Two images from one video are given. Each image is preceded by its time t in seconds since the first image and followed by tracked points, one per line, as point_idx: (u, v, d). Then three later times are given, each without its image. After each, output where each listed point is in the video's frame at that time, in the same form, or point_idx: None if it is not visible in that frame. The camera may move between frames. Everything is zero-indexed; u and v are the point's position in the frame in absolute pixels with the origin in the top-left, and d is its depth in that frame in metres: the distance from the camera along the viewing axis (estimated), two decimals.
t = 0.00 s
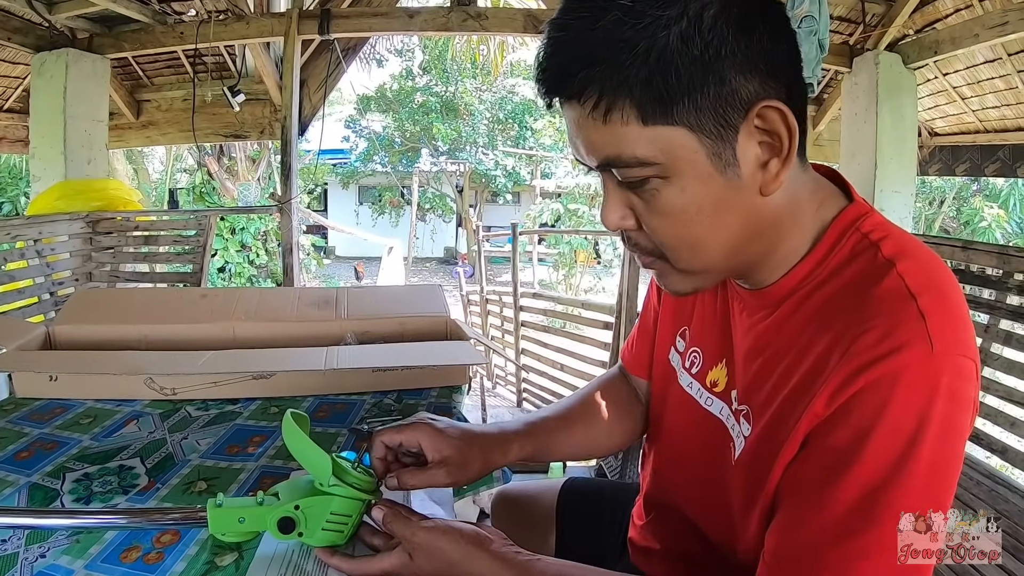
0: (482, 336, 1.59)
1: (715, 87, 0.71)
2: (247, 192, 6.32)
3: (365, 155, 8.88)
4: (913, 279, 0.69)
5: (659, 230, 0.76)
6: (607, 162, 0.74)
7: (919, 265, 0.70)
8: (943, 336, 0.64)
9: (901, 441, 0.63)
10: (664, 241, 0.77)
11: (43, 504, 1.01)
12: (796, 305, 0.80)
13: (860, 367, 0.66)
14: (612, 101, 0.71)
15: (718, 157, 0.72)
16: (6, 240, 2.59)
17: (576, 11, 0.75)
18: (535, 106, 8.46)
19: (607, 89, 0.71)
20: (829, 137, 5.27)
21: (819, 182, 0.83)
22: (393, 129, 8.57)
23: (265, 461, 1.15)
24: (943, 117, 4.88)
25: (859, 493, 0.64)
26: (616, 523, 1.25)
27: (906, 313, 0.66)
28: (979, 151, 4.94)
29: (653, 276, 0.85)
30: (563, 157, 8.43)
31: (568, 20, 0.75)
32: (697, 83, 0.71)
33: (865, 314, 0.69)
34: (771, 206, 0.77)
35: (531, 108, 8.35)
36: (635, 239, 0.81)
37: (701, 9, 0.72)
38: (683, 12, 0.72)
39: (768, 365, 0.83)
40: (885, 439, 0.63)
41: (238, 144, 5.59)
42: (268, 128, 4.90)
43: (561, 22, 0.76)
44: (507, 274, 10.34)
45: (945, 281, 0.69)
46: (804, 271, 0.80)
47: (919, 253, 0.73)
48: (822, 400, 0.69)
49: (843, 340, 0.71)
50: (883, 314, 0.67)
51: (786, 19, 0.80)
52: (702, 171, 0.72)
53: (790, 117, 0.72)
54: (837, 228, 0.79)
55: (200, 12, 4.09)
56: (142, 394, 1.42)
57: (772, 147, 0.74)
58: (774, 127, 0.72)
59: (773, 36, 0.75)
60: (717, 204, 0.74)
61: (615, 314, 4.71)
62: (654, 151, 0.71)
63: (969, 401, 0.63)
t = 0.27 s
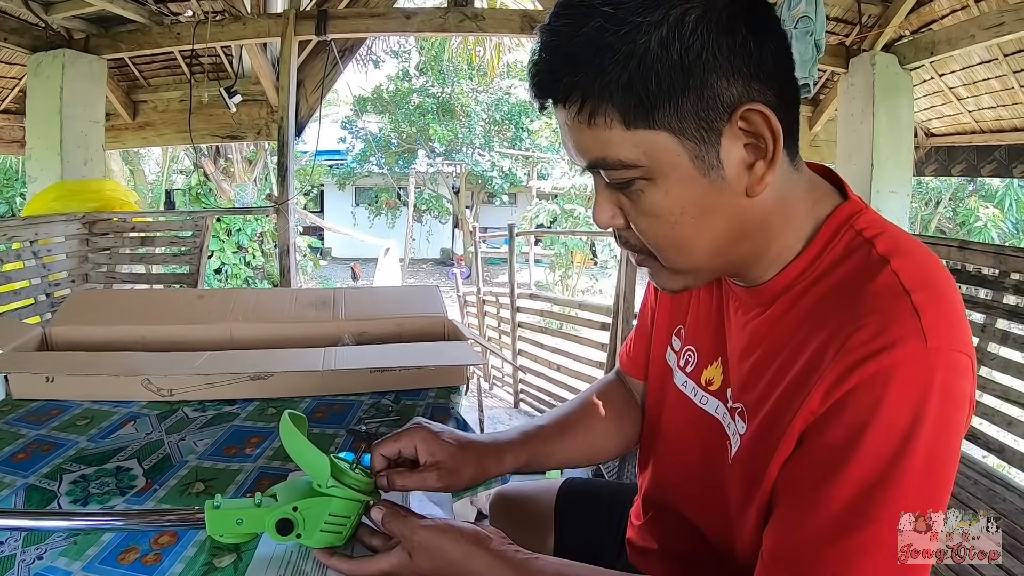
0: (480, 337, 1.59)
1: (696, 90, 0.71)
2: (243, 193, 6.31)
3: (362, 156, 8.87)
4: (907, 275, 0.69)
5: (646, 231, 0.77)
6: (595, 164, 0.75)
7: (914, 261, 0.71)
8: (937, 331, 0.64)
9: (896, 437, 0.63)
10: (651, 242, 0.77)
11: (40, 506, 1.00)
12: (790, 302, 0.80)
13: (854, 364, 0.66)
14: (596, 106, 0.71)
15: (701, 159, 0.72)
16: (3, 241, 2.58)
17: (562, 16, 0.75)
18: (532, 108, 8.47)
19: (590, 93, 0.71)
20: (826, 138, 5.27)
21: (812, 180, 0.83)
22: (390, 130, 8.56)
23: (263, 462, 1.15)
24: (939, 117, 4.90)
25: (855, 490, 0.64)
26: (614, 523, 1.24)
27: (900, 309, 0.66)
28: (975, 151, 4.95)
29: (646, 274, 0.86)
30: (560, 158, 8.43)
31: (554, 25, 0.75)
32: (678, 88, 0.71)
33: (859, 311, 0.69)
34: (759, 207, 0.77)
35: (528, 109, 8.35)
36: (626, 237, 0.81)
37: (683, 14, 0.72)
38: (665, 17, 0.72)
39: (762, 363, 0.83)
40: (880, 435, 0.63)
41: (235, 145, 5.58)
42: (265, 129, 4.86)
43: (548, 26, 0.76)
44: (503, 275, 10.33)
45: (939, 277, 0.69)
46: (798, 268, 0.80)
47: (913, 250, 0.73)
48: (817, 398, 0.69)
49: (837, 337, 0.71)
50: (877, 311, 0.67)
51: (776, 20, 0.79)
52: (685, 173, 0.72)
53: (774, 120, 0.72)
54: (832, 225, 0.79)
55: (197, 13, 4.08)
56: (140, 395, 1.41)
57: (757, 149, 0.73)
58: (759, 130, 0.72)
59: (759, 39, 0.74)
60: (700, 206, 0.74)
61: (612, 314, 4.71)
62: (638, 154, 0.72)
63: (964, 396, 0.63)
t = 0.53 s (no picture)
0: (477, 339, 1.58)
1: (689, 94, 0.71)
2: (240, 196, 6.30)
3: (359, 159, 8.87)
4: (900, 272, 0.69)
5: (641, 233, 0.76)
6: (589, 166, 0.75)
7: (906, 258, 0.71)
8: (931, 327, 0.64)
9: (892, 434, 0.63)
10: (645, 244, 0.77)
11: (36, 508, 0.99)
12: (785, 301, 0.80)
13: (849, 362, 0.66)
14: (590, 110, 0.71)
15: (694, 162, 0.72)
16: None
17: (556, 20, 0.75)
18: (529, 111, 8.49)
19: (584, 98, 0.71)
20: (822, 141, 5.29)
21: (806, 181, 0.83)
22: (387, 132, 8.56)
23: (260, 464, 1.14)
24: (935, 120, 4.92)
25: (853, 488, 0.64)
26: (611, 525, 1.24)
27: (894, 306, 0.66)
28: (971, 154, 4.97)
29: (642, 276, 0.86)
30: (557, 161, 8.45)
31: (548, 30, 0.75)
32: (671, 92, 0.71)
33: (853, 309, 0.70)
34: (752, 209, 0.77)
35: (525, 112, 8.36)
36: (622, 239, 0.81)
37: (676, 18, 0.72)
38: (658, 22, 0.72)
39: (757, 363, 0.83)
40: (877, 432, 0.63)
41: (232, 147, 5.57)
42: (262, 131, 4.85)
43: (542, 31, 0.76)
44: (500, 278, 10.33)
45: (932, 273, 0.69)
46: (791, 268, 0.80)
47: (905, 247, 0.73)
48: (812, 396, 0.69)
49: (831, 336, 0.71)
50: (871, 308, 0.67)
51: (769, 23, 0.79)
52: (679, 175, 0.72)
53: (767, 123, 0.71)
54: (824, 224, 0.79)
55: (194, 14, 4.08)
56: (136, 398, 1.40)
57: (750, 151, 0.73)
58: (753, 132, 0.72)
59: (751, 42, 0.74)
60: (694, 208, 0.74)
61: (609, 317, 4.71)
62: (632, 156, 0.72)
63: (959, 392, 0.63)
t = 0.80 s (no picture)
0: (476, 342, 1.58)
1: (675, 96, 0.71)
2: (238, 199, 6.29)
3: (357, 162, 8.87)
4: (885, 265, 0.69)
5: (630, 231, 0.77)
6: (581, 166, 0.75)
7: (892, 252, 0.71)
8: (917, 319, 0.64)
9: (881, 428, 0.63)
10: (635, 242, 0.78)
11: (33, 510, 0.99)
12: (775, 300, 0.80)
13: (835, 359, 0.66)
14: (580, 110, 0.72)
15: (681, 161, 0.72)
16: None
17: (548, 23, 0.75)
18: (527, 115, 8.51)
19: (573, 99, 0.72)
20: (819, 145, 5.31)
21: (794, 181, 0.82)
22: (385, 136, 8.57)
23: (258, 466, 1.14)
24: (932, 125, 4.94)
25: (847, 484, 0.64)
26: (609, 531, 1.24)
27: (878, 299, 0.66)
28: (968, 158, 4.99)
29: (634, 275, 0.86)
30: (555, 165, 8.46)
31: (541, 34, 0.76)
32: (656, 93, 0.71)
33: (839, 305, 0.69)
34: (739, 208, 0.77)
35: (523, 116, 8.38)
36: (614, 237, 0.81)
37: (663, 22, 0.72)
38: (644, 26, 0.72)
39: (748, 362, 0.83)
40: (866, 427, 0.63)
41: (230, 150, 5.57)
42: (261, 134, 4.85)
43: (536, 34, 0.77)
44: (498, 282, 10.33)
45: (918, 266, 0.69)
46: (781, 265, 0.79)
47: (892, 241, 0.73)
48: (802, 394, 0.69)
49: (819, 333, 0.71)
50: (857, 303, 0.67)
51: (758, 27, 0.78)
52: (665, 174, 0.72)
53: (752, 123, 0.71)
54: (812, 222, 0.79)
55: (194, 17, 4.08)
56: (133, 400, 1.40)
57: (737, 151, 0.73)
58: (738, 132, 0.72)
59: (737, 45, 0.74)
60: (681, 207, 0.74)
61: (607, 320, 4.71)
62: (620, 156, 0.72)
63: (948, 383, 0.63)
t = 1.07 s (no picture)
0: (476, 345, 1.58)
1: (670, 97, 0.71)
2: (238, 202, 6.30)
3: (356, 166, 8.88)
4: (869, 265, 0.69)
5: (623, 229, 0.77)
6: (576, 162, 0.75)
7: (876, 252, 0.71)
8: (901, 318, 0.64)
9: (868, 429, 0.63)
10: (626, 240, 0.78)
11: (34, 511, 0.99)
12: (764, 301, 0.80)
13: (821, 360, 0.66)
14: (576, 108, 0.72)
15: (673, 161, 0.72)
16: None
17: (549, 23, 0.76)
18: (526, 119, 8.53)
19: (570, 97, 0.72)
20: (818, 150, 5.33)
21: (783, 184, 0.83)
22: (384, 140, 8.58)
23: (258, 469, 1.13)
24: (930, 129, 4.96)
25: (835, 485, 0.64)
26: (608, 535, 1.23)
27: (862, 300, 0.66)
28: (966, 163, 5.00)
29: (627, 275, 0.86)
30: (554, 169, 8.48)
31: (541, 32, 0.76)
32: (651, 94, 0.71)
33: (825, 306, 0.70)
34: (729, 209, 0.77)
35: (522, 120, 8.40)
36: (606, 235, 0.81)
37: (660, 25, 0.72)
38: (642, 28, 0.72)
39: (738, 364, 0.83)
40: (853, 427, 0.63)
41: (230, 154, 5.57)
42: (261, 138, 4.84)
43: (535, 33, 0.77)
44: (496, 287, 10.33)
45: (902, 266, 0.69)
46: (770, 267, 0.79)
47: (878, 241, 0.73)
48: (790, 395, 0.69)
49: (805, 333, 0.71)
50: (841, 304, 0.67)
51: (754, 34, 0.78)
52: (658, 174, 0.73)
53: (743, 127, 0.72)
54: (799, 224, 0.79)
55: (195, 21, 4.10)
56: (133, 402, 1.39)
57: (728, 154, 0.73)
58: (729, 135, 0.72)
59: (733, 50, 0.74)
60: (673, 206, 0.74)
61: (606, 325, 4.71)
62: (614, 154, 0.72)
63: (934, 381, 0.63)
